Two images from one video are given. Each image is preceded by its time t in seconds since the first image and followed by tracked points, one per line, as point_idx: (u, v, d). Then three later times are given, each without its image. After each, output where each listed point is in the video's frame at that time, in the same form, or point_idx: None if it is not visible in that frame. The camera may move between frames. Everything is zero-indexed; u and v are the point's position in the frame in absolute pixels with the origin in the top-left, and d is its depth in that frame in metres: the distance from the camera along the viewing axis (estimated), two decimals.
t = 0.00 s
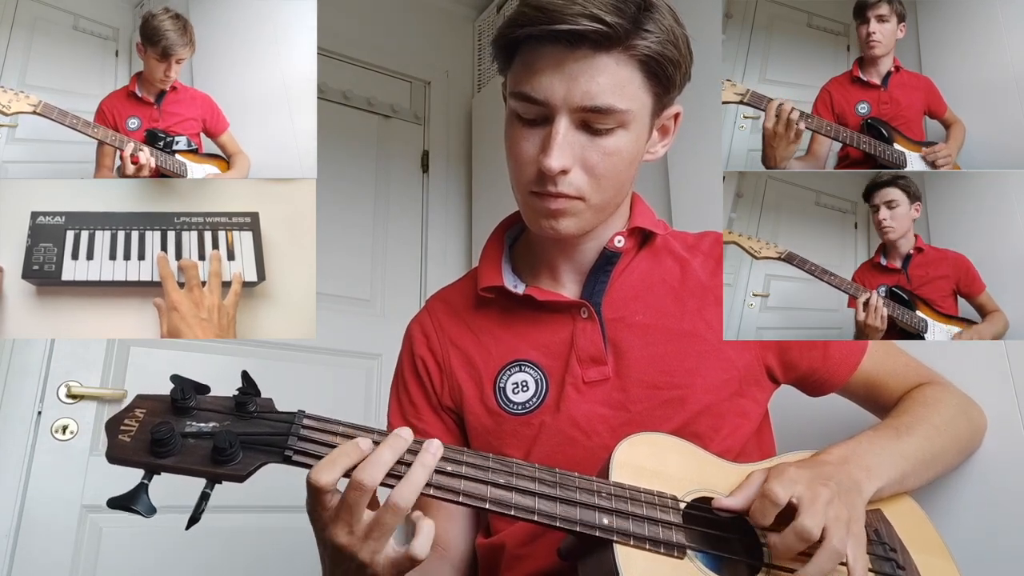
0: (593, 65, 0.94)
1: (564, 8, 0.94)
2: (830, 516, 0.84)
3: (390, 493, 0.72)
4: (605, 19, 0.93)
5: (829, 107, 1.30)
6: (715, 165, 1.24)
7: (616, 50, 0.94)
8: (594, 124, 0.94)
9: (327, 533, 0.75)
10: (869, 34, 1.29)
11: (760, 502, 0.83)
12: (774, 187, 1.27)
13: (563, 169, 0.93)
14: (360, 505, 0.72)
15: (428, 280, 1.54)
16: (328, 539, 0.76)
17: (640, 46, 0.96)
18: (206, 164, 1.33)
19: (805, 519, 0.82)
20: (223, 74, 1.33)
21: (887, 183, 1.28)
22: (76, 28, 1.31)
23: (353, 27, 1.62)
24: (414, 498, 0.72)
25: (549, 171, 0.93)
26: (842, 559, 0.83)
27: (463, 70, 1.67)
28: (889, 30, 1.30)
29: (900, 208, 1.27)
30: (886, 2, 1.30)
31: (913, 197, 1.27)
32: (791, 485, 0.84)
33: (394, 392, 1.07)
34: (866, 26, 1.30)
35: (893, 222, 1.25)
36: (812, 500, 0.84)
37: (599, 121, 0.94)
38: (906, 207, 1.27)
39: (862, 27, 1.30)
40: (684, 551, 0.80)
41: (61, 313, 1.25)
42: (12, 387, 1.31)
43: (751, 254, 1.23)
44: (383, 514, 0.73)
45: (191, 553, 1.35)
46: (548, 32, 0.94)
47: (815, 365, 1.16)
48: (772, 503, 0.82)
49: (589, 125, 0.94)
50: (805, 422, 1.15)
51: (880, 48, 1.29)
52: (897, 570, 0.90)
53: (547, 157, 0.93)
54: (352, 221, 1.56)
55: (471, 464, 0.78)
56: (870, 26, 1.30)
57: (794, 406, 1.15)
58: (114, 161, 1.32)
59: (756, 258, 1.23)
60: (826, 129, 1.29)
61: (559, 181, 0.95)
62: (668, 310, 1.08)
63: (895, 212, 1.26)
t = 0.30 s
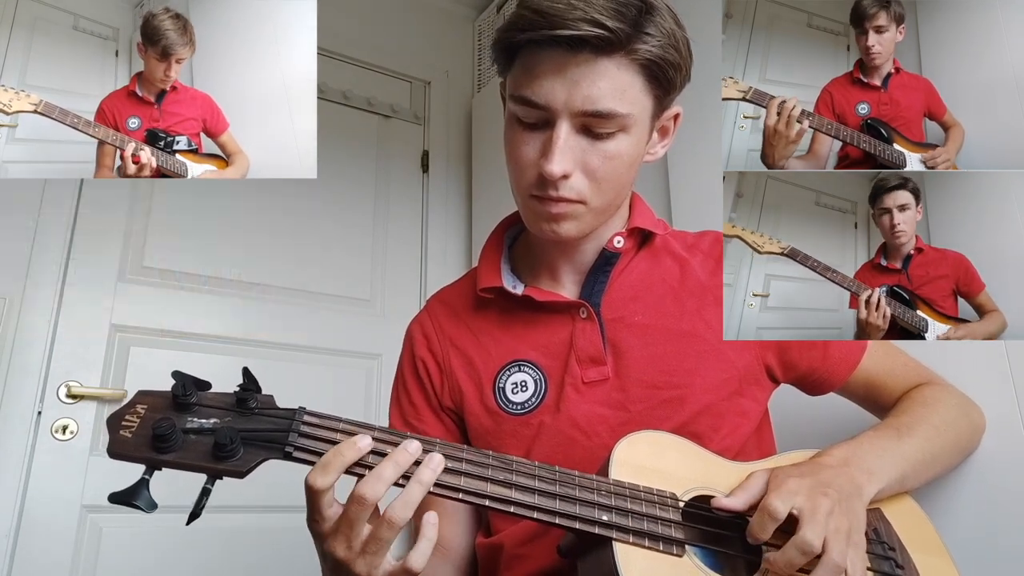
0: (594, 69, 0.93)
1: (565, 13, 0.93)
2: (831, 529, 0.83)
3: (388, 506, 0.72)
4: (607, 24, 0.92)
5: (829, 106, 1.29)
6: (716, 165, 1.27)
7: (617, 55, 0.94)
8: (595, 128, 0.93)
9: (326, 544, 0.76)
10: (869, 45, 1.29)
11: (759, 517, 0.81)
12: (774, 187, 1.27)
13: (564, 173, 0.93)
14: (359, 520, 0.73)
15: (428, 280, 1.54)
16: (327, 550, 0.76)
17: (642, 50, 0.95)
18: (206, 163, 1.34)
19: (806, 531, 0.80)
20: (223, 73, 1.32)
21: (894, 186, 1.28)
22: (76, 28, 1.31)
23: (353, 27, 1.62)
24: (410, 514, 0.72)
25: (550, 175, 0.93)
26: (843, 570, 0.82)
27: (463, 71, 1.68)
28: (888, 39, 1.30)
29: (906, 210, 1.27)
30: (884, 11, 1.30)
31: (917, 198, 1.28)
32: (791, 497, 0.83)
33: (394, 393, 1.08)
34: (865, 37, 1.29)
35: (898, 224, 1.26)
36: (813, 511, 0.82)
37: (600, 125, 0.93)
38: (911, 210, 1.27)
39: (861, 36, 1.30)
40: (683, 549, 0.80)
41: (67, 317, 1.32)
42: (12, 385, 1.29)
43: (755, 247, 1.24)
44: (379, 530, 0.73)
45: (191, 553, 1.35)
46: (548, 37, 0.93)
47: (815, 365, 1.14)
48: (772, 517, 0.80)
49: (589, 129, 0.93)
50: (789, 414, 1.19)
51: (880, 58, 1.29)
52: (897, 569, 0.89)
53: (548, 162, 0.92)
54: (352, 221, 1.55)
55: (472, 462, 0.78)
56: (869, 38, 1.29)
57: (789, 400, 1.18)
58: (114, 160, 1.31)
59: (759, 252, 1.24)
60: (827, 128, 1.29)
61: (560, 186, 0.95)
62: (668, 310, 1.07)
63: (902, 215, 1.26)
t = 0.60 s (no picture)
0: (596, 68, 0.93)
1: (568, 11, 0.93)
2: (833, 531, 0.83)
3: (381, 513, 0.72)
4: (609, 23, 0.93)
5: (829, 106, 1.30)
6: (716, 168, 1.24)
7: (619, 53, 0.94)
8: (597, 127, 0.93)
9: (318, 542, 0.76)
10: (863, 41, 1.31)
11: (760, 521, 0.81)
12: (774, 186, 1.27)
13: (566, 172, 0.93)
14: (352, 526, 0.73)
15: (428, 279, 1.54)
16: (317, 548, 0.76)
17: (644, 49, 0.95)
18: (206, 163, 1.34)
19: (808, 535, 0.80)
20: (224, 74, 1.33)
21: (895, 179, 1.29)
22: (76, 28, 1.31)
23: (352, 27, 1.63)
24: (401, 523, 0.72)
25: (551, 175, 0.92)
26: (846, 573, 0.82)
27: (463, 71, 1.67)
28: (885, 35, 1.31)
29: (908, 204, 1.27)
30: (879, 7, 1.31)
31: (919, 194, 1.28)
32: (792, 501, 0.82)
33: (393, 394, 1.07)
34: (859, 34, 1.31)
35: (899, 215, 1.27)
36: (814, 514, 0.82)
37: (602, 125, 0.93)
38: (914, 204, 1.28)
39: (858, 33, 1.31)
40: (684, 550, 0.80)
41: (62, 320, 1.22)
42: (12, 384, 1.31)
43: (751, 247, 1.24)
44: (370, 536, 0.73)
45: (191, 554, 1.35)
46: (550, 36, 0.93)
47: (815, 365, 1.13)
48: (773, 522, 0.80)
49: (591, 128, 0.93)
50: (799, 424, 1.15)
51: (876, 54, 1.30)
52: (897, 569, 0.90)
53: (550, 161, 0.92)
54: (352, 219, 1.55)
55: (470, 464, 0.78)
56: (864, 34, 1.31)
57: (788, 402, 1.14)
58: (115, 160, 1.31)
59: (757, 252, 1.24)
60: (827, 128, 1.30)
61: (561, 185, 0.94)
62: (668, 311, 1.07)
63: (903, 208, 1.27)
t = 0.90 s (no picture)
0: (597, 70, 0.93)
1: (568, 13, 0.93)
2: (834, 515, 0.83)
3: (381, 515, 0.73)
4: (609, 25, 0.93)
5: (829, 107, 1.30)
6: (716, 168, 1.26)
7: (620, 55, 0.94)
8: (597, 129, 0.93)
9: (318, 533, 0.76)
10: (863, 41, 1.30)
11: (765, 503, 0.82)
12: (774, 186, 1.27)
13: (567, 174, 0.93)
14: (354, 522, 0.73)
15: (428, 280, 1.55)
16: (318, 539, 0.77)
17: (644, 50, 0.95)
18: (206, 163, 1.34)
19: (810, 518, 0.81)
20: (224, 75, 1.33)
21: (894, 185, 1.28)
22: (76, 29, 1.31)
23: (353, 28, 1.63)
24: (400, 528, 0.73)
25: (552, 176, 0.92)
26: (845, 556, 0.82)
27: (463, 71, 1.67)
28: (884, 34, 1.31)
29: (907, 210, 1.27)
30: (878, 7, 1.31)
31: (918, 198, 1.28)
32: (795, 485, 0.83)
33: (393, 395, 1.08)
34: (859, 32, 1.31)
35: (898, 224, 1.26)
36: (816, 499, 0.83)
37: (603, 126, 0.93)
38: (913, 209, 1.27)
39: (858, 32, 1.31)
40: (683, 550, 0.80)
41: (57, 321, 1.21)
42: (12, 382, 1.31)
43: (752, 251, 1.24)
44: (368, 536, 0.74)
45: (191, 554, 1.35)
46: (551, 38, 0.93)
47: (815, 367, 1.13)
48: (777, 504, 0.81)
49: (591, 130, 0.93)
50: (792, 420, 1.17)
51: (875, 55, 1.30)
52: (896, 572, 0.90)
53: (551, 162, 0.92)
54: (352, 220, 1.56)
55: (470, 464, 0.77)
56: (863, 33, 1.31)
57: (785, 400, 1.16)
58: (115, 160, 1.32)
59: (758, 256, 1.24)
60: (826, 130, 1.29)
61: (562, 186, 0.94)
62: (668, 311, 1.08)
63: (902, 216, 1.27)
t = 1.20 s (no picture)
0: (597, 68, 0.93)
1: (568, 11, 0.93)
2: (831, 519, 0.83)
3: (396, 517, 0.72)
4: (610, 22, 0.93)
5: (829, 106, 1.30)
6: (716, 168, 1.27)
7: (620, 53, 0.94)
8: (598, 127, 0.93)
9: (328, 536, 0.75)
10: (863, 37, 1.30)
11: (762, 504, 0.82)
12: (774, 187, 1.27)
13: (567, 172, 0.93)
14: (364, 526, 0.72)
15: (428, 280, 1.55)
16: (326, 542, 0.76)
17: (645, 48, 0.95)
18: (206, 163, 1.34)
19: (805, 522, 0.80)
20: (225, 75, 1.33)
21: (891, 193, 1.27)
22: (76, 28, 1.31)
23: (353, 27, 1.62)
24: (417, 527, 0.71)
25: (553, 174, 0.92)
26: (843, 561, 0.82)
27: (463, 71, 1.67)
28: (885, 32, 1.30)
29: (903, 216, 1.26)
30: (880, 3, 1.31)
31: (916, 202, 1.27)
32: (792, 487, 0.83)
33: (394, 394, 1.08)
34: (859, 31, 1.31)
35: (896, 230, 1.25)
36: (813, 502, 0.82)
37: (603, 124, 0.93)
38: (910, 214, 1.27)
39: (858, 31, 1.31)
40: (683, 550, 0.80)
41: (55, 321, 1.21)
42: (12, 382, 1.31)
43: (752, 252, 1.24)
44: (383, 535, 0.73)
45: (191, 554, 1.35)
46: (552, 35, 0.93)
47: (815, 367, 1.13)
48: (774, 504, 0.81)
49: (592, 128, 0.93)
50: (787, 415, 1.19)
51: (875, 53, 1.30)
52: (897, 572, 0.90)
53: (551, 160, 0.92)
54: (351, 220, 1.56)
55: (470, 464, 0.77)
56: (864, 31, 1.30)
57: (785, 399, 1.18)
58: (115, 160, 1.31)
59: (757, 257, 1.24)
60: (827, 130, 1.30)
61: (562, 185, 0.94)
62: (668, 311, 1.07)
63: (900, 222, 1.26)
